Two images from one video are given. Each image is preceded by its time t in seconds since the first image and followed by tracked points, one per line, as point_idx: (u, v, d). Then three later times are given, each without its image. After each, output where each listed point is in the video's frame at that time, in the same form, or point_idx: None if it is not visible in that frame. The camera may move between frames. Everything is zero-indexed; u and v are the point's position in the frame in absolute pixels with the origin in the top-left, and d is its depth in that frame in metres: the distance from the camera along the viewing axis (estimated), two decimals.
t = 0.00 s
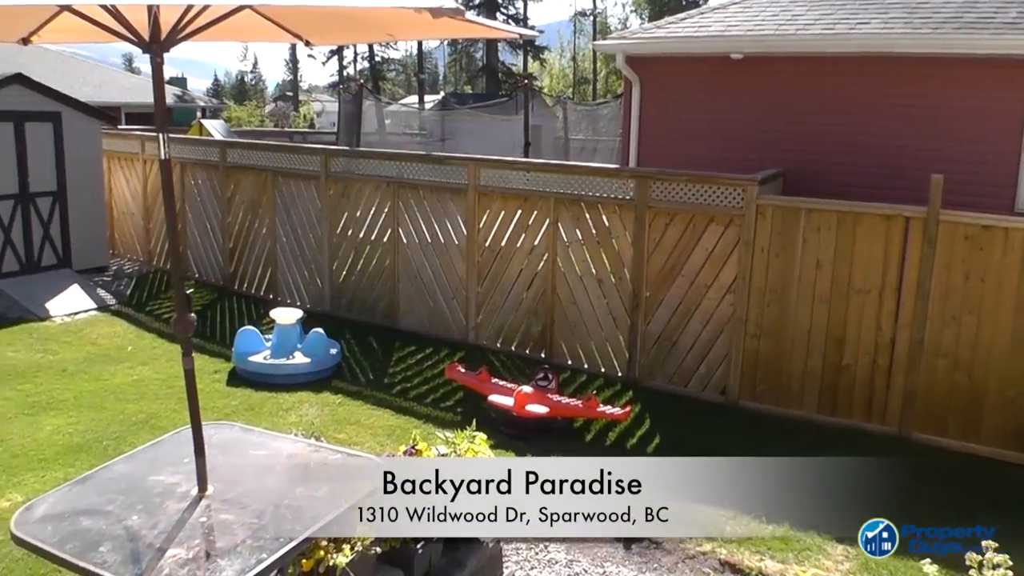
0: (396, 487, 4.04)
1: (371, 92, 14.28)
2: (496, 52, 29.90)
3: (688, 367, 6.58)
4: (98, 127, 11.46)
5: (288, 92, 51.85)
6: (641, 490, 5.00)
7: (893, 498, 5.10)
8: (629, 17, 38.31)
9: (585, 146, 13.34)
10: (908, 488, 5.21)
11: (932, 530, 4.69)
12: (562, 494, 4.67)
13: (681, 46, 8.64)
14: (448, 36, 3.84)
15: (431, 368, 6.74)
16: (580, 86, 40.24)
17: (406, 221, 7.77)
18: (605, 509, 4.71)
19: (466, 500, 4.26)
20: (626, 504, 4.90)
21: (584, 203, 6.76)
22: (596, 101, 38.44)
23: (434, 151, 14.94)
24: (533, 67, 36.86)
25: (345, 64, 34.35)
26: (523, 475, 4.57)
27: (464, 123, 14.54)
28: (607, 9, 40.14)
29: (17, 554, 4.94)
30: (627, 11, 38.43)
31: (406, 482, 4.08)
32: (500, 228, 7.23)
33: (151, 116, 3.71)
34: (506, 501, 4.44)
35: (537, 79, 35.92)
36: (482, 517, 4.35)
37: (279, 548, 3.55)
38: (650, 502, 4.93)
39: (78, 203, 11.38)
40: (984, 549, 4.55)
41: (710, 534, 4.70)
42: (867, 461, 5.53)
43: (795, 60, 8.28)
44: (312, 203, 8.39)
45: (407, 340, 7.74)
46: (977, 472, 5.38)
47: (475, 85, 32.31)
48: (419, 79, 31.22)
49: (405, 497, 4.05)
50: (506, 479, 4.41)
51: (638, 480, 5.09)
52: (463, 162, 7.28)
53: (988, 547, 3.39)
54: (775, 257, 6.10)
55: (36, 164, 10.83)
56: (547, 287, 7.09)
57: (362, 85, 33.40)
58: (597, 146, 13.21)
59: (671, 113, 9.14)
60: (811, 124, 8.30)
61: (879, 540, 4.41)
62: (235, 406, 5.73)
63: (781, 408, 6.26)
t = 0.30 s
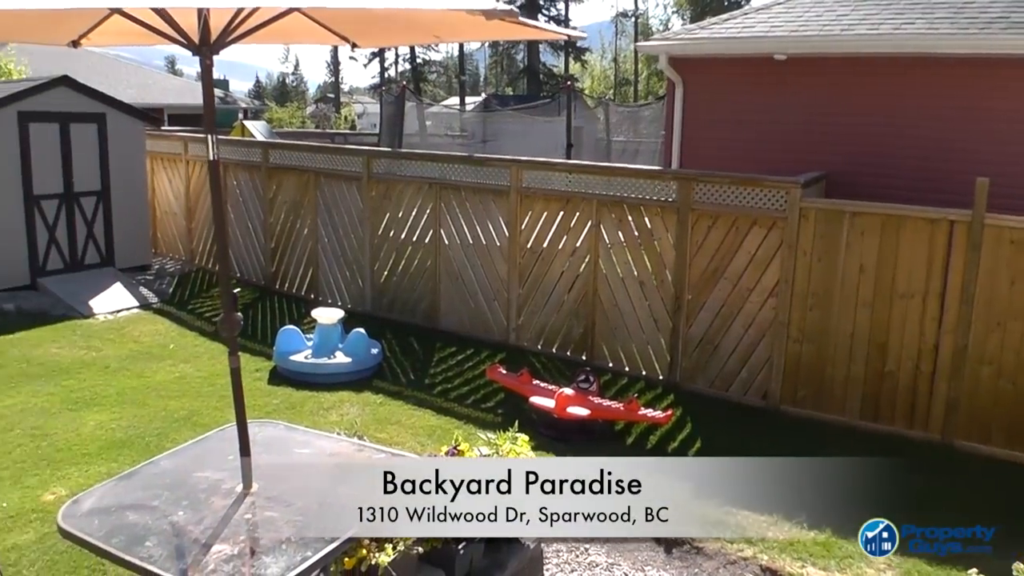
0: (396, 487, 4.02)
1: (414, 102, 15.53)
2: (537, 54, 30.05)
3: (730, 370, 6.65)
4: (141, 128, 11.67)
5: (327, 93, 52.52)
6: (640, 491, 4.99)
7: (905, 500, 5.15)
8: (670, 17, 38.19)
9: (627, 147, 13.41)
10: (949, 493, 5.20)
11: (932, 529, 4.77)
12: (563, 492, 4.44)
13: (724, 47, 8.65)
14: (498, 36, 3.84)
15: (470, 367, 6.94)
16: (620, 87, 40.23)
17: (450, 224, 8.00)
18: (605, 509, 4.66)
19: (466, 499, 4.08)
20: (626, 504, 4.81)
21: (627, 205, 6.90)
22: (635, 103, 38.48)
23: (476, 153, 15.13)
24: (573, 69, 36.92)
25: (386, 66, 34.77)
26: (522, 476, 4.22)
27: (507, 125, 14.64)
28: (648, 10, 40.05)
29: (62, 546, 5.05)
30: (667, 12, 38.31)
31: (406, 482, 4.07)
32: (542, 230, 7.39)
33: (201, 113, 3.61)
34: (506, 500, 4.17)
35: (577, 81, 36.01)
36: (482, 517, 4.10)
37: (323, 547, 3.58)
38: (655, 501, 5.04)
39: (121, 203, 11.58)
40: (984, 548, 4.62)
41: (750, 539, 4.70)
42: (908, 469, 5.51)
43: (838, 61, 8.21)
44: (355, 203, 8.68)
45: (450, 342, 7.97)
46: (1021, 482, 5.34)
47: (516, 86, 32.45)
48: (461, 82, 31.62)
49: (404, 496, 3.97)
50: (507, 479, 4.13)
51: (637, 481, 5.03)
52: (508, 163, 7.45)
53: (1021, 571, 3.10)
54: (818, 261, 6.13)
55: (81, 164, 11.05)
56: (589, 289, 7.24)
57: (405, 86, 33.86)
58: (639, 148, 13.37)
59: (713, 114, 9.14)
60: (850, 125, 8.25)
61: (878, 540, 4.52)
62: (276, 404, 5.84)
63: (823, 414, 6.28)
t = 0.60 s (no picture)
0: (397, 487, 4.07)
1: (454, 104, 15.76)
2: (575, 55, 30.06)
3: (770, 375, 6.63)
4: (182, 130, 11.85)
5: (366, 95, 53.08)
6: (641, 491, 4.78)
7: (914, 502, 5.19)
8: (708, 18, 37.95)
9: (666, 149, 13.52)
10: (990, 503, 5.14)
11: (931, 530, 4.85)
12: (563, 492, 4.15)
13: (765, 48, 8.63)
14: (544, 40, 3.83)
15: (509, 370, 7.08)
16: (657, 88, 40.09)
17: (489, 226, 8.10)
18: (605, 508, 4.45)
19: (466, 499, 4.00)
20: (626, 503, 4.62)
21: (667, 208, 6.93)
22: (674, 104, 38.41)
23: (515, 155, 15.08)
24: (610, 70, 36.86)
25: (425, 68, 35.08)
26: (522, 477, 4.06)
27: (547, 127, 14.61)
28: (686, 10, 39.82)
29: (103, 541, 5.14)
30: (705, 11, 38.08)
31: (406, 482, 4.11)
32: (582, 232, 7.46)
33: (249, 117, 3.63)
34: (506, 500, 4.06)
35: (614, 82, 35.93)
36: (482, 517, 4.02)
37: (366, 548, 3.63)
38: (653, 500, 4.91)
39: (162, 203, 11.74)
40: (983, 548, 4.68)
41: (789, 546, 4.68)
42: (949, 477, 5.46)
43: (880, 62, 8.12)
44: (395, 205, 8.83)
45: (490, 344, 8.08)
46: None
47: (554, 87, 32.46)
48: (499, 84, 31.73)
49: (404, 496, 3.99)
50: (507, 479, 4.04)
51: (638, 480, 4.77)
52: (548, 165, 7.53)
53: None
54: (859, 265, 6.08)
55: (123, 165, 11.25)
56: (628, 292, 7.28)
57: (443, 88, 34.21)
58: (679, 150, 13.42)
59: (753, 116, 9.11)
60: (886, 127, 8.18)
61: (878, 540, 4.63)
62: (316, 404, 5.95)
63: (863, 420, 6.22)
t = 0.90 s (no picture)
0: (397, 487, 4.12)
1: (491, 106, 15.89)
2: (613, 59, 30.07)
3: (808, 381, 6.59)
4: (222, 132, 12.01)
5: (403, 98, 53.49)
6: (641, 491, 4.90)
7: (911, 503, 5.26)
8: (746, 20, 37.67)
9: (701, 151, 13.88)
10: None
11: (932, 530, 4.92)
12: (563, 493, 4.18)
13: (803, 49, 8.60)
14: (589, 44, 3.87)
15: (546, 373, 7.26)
16: (695, 91, 39.93)
17: (527, 229, 8.21)
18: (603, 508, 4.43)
19: (466, 498, 4.09)
20: (626, 504, 4.69)
21: (705, 211, 6.96)
22: (712, 106, 38.25)
23: (553, 158, 15.07)
24: (647, 73, 36.75)
25: (462, 71, 35.26)
26: (522, 477, 4.14)
27: (584, 128, 14.53)
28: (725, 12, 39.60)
29: (142, 537, 5.22)
30: (743, 14, 37.82)
31: (406, 482, 4.18)
32: (620, 235, 7.51)
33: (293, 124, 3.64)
34: (506, 500, 4.11)
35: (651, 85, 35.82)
36: (482, 517, 4.07)
37: (408, 548, 3.65)
38: (653, 501, 5.08)
39: (201, 204, 11.91)
40: (983, 548, 4.75)
41: (827, 554, 4.65)
42: (988, 488, 5.38)
43: (920, 63, 8.02)
44: (431, 207, 9.08)
45: (528, 346, 8.16)
46: None
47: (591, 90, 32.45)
48: (537, 87, 31.80)
49: (404, 497, 4.06)
50: (507, 479, 4.16)
51: (637, 480, 4.91)
52: (587, 169, 7.62)
53: None
54: (897, 270, 6.02)
55: (163, 166, 11.42)
56: (666, 296, 7.32)
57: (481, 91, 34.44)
58: (717, 152, 13.66)
59: (791, 120, 9.08)
60: (927, 130, 8.07)
61: (879, 540, 4.71)
62: (354, 406, 6.07)
63: (901, 428, 6.15)
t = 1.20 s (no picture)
0: (396, 487, 4.07)
1: (526, 109, 15.98)
2: (649, 62, 30.05)
3: (844, 388, 6.53)
4: (258, 135, 12.12)
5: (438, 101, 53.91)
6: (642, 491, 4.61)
7: (907, 501, 5.32)
8: (782, 22, 37.39)
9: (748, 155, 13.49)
10: None
11: (932, 530, 4.97)
12: (562, 494, 4.18)
13: (839, 52, 8.55)
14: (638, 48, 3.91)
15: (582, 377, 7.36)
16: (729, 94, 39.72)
17: (563, 232, 8.29)
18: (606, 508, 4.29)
19: (466, 498, 4.06)
20: (627, 504, 4.46)
21: (742, 215, 6.96)
22: (747, 109, 38.12)
23: (589, 162, 15.22)
24: (682, 76, 36.61)
25: (497, 75, 35.46)
26: (522, 476, 4.24)
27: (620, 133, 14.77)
28: (761, 15, 39.34)
29: (179, 534, 5.29)
30: (779, 16, 37.55)
31: (406, 482, 4.12)
32: (656, 239, 7.55)
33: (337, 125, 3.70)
34: (506, 500, 4.09)
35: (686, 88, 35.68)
36: (482, 516, 3.99)
37: (447, 549, 3.69)
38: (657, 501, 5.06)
39: (238, 206, 12.06)
40: (983, 548, 4.81)
41: (863, 563, 4.61)
42: None
43: (958, 67, 7.92)
44: (467, 210, 9.23)
45: (563, 350, 8.22)
46: None
47: (626, 93, 32.41)
48: (572, 91, 31.85)
49: (404, 496, 4.06)
50: (508, 479, 4.22)
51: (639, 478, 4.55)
52: (623, 173, 7.67)
53: None
54: (935, 276, 5.95)
55: (200, 168, 11.57)
56: (701, 301, 7.33)
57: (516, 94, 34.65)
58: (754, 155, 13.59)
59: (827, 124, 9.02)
60: (965, 134, 7.96)
61: (878, 540, 4.77)
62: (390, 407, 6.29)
63: (937, 437, 6.07)
